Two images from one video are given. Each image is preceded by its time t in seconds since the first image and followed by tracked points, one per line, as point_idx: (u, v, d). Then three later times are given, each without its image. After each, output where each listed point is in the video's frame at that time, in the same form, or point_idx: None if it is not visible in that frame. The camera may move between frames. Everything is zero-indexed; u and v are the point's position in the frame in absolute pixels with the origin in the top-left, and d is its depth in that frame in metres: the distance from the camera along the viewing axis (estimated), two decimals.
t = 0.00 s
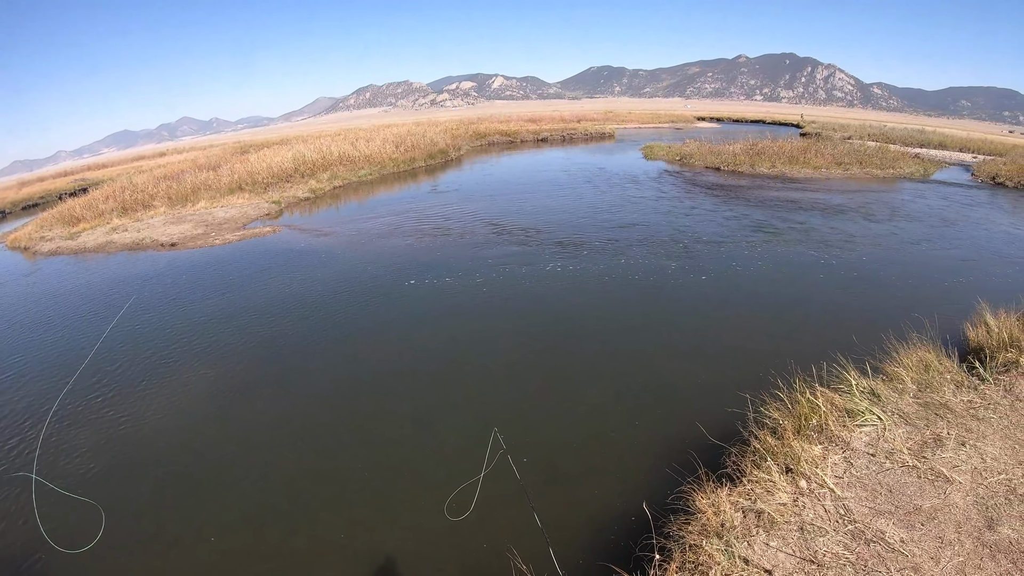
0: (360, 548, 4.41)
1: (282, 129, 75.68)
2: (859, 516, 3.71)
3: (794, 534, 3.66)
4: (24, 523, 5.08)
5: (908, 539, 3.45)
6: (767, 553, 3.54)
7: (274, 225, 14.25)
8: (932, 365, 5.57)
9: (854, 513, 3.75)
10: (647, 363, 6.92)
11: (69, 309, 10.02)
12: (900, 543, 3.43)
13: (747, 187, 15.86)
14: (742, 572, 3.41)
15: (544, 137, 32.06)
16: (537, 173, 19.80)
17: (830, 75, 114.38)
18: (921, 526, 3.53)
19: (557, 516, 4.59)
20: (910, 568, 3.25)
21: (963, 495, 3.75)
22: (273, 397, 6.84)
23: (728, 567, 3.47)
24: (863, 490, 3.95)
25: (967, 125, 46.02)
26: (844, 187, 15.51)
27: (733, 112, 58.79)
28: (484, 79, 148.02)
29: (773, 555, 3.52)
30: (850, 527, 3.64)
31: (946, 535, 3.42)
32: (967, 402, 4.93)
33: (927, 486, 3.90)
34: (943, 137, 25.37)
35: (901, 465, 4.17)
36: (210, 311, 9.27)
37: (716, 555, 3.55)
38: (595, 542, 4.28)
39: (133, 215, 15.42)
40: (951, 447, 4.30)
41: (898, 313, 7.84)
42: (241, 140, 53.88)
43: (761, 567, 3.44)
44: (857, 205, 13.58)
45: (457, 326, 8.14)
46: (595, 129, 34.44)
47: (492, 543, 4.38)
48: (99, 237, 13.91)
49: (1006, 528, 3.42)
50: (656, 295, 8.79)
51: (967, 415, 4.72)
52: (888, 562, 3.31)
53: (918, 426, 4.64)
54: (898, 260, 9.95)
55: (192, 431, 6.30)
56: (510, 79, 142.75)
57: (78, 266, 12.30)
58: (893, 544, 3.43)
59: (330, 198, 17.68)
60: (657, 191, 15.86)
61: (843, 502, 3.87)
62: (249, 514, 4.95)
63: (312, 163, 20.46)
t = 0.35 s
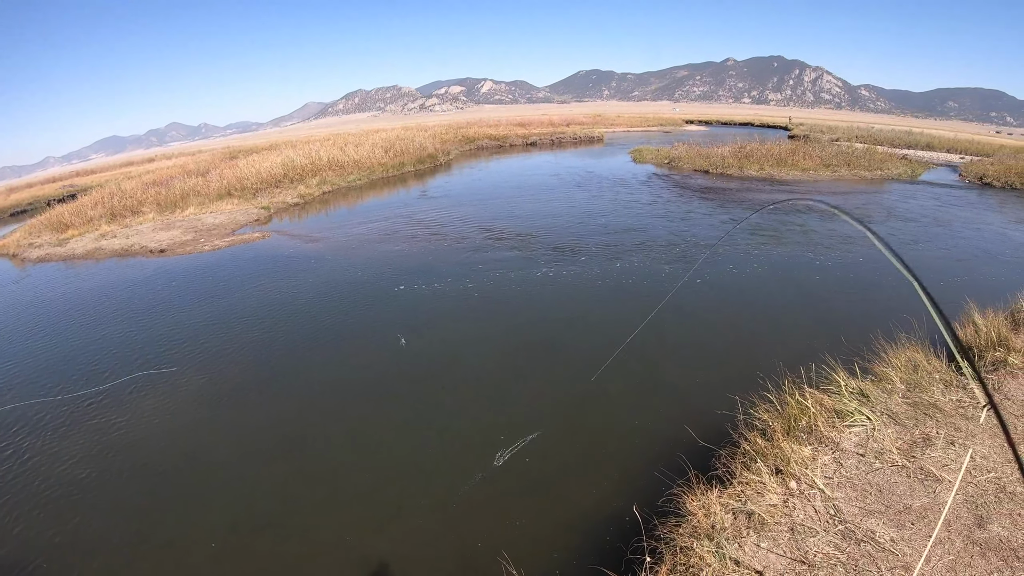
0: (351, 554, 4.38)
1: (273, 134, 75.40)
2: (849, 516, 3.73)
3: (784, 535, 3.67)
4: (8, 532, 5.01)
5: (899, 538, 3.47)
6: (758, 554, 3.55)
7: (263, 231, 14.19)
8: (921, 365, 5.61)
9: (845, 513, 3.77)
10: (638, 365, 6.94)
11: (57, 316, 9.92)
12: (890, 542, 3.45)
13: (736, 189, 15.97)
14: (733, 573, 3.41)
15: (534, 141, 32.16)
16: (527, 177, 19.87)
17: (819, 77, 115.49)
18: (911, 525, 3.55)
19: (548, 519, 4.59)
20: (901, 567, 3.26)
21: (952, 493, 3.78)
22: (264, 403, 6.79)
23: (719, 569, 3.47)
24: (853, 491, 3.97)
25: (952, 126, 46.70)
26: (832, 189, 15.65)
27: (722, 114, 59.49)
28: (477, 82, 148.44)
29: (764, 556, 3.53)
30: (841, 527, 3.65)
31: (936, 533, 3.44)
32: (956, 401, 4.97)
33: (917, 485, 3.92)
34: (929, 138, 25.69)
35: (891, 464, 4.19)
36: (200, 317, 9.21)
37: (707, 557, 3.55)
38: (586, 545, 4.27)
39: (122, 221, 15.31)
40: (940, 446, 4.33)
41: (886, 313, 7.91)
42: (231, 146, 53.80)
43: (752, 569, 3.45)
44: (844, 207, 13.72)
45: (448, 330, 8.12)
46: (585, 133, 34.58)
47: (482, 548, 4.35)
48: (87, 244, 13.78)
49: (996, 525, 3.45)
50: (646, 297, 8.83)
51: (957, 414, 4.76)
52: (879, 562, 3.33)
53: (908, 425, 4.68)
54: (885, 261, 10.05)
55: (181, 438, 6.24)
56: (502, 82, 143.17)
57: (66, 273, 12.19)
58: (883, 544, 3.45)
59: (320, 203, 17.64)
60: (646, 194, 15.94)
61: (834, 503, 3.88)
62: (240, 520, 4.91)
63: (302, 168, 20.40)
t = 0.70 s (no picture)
0: (350, 553, 4.37)
1: (272, 131, 75.22)
2: (848, 519, 3.73)
3: (782, 536, 3.68)
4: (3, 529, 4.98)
5: (897, 541, 3.47)
6: (756, 556, 3.55)
7: (262, 228, 14.18)
8: (920, 366, 5.61)
9: (843, 515, 3.77)
10: (636, 364, 6.94)
11: (54, 312, 9.90)
12: (889, 545, 3.46)
13: (736, 188, 15.96)
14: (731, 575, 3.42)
15: (534, 138, 32.15)
16: (527, 175, 19.87)
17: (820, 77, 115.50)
18: (910, 528, 3.56)
19: (546, 518, 4.59)
20: (899, 570, 3.27)
21: (951, 496, 3.78)
22: (263, 400, 6.77)
23: (718, 571, 3.46)
24: (852, 492, 3.97)
25: (952, 127, 46.77)
26: (831, 189, 15.66)
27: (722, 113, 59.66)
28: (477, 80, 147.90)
29: (762, 558, 3.53)
30: (840, 529, 3.65)
31: (936, 536, 3.44)
32: (955, 403, 4.98)
33: (916, 487, 3.92)
34: (929, 139, 25.72)
35: (890, 466, 4.20)
36: (198, 314, 9.18)
37: (706, 559, 3.55)
38: (584, 545, 4.28)
39: (121, 217, 15.28)
40: (939, 448, 4.34)
41: (886, 314, 7.91)
42: (230, 143, 53.81)
43: (750, 571, 3.45)
44: (844, 206, 13.71)
45: (447, 329, 8.10)
46: (585, 131, 34.55)
47: (479, 548, 4.34)
48: (85, 240, 13.75)
49: (996, 529, 3.45)
50: (645, 296, 8.83)
51: (956, 416, 4.77)
52: (877, 564, 3.33)
53: (907, 427, 4.68)
54: (884, 261, 10.05)
55: (180, 436, 6.22)
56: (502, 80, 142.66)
57: (64, 269, 12.17)
58: (882, 546, 3.46)
59: (319, 200, 17.62)
60: (646, 192, 15.93)
61: (833, 504, 3.89)
62: (238, 517, 4.89)
63: (301, 165, 20.38)
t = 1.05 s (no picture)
0: (359, 539, 4.42)
1: (280, 114, 74.87)
2: (859, 518, 3.73)
3: (792, 534, 3.68)
4: (17, 507, 5.07)
5: (908, 542, 3.47)
6: (765, 554, 3.57)
7: (273, 210, 14.21)
8: (933, 365, 5.57)
9: (854, 514, 3.77)
10: (646, 356, 6.94)
11: (65, 292, 9.99)
12: (900, 546, 3.46)
13: (748, 180, 15.82)
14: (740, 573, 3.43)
15: (546, 125, 31.91)
16: (538, 162, 19.74)
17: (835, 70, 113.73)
18: (921, 529, 3.56)
19: (554, 507, 4.63)
20: (909, 571, 3.27)
21: (963, 498, 3.77)
22: (273, 384, 6.81)
23: (727, 568, 3.48)
24: (863, 491, 3.97)
25: (967, 123, 46.16)
26: (845, 183, 15.49)
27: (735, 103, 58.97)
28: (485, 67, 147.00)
29: (772, 556, 3.54)
30: (850, 528, 3.66)
31: (947, 539, 3.44)
32: (968, 404, 4.95)
33: (928, 488, 3.91)
34: (945, 135, 25.34)
35: (902, 465, 4.19)
36: (208, 296, 9.21)
37: (714, 555, 3.57)
38: (592, 536, 4.31)
39: (132, 198, 15.33)
40: (951, 449, 4.32)
41: (898, 311, 7.85)
42: (239, 124, 53.69)
43: (759, 568, 3.46)
44: (858, 201, 13.56)
45: (458, 315, 8.10)
46: (597, 119, 34.23)
47: (487, 537, 4.37)
48: (96, 220, 13.82)
49: (1007, 533, 3.44)
50: (655, 287, 8.80)
51: (969, 416, 4.74)
52: (887, 565, 3.34)
53: (919, 426, 4.66)
54: (898, 257, 9.97)
55: (192, 417, 6.28)
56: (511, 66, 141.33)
57: (76, 249, 12.26)
58: (892, 547, 3.46)
59: (330, 183, 17.60)
60: (658, 182, 15.80)
61: (844, 503, 3.89)
62: (248, 500, 4.96)
63: (312, 148, 20.33)
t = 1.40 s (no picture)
0: (368, 523, 4.43)
1: (292, 96, 74.48)
2: (875, 513, 3.69)
3: (808, 528, 3.65)
4: (33, 485, 5.15)
5: (924, 540, 3.42)
6: (780, 547, 3.54)
7: (287, 191, 14.22)
8: (951, 361, 5.48)
9: (871, 509, 3.72)
10: (660, 343, 6.89)
11: (81, 271, 10.08)
12: (916, 543, 3.41)
13: (765, 169, 15.60)
14: (756, 566, 3.41)
15: (561, 110, 31.60)
16: (552, 147, 19.55)
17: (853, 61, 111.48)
18: (937, 526, 3.50)
19: (566, 494, 4.63)
20: (925, 569, 3.23)
21: (980, 496, 3.71)
22: (286, 366, 6.83)
23: (742, 561, 3.46)
24: (880, 486, 3.92)
25: (987, 118, 45.23)
26: (864, 174, 15.24)
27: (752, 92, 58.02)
28: (497, 53, 144.95)
29: (787, 550, 3.51)
30: (866, 524, 3.61)
31: (963, 537, 3.39)
32: (986, 401, 4.87)
33: (944, 485, 3.85)
34: (966, 129, 24.86)
35: (919, 461, 4.13)
36: (220, 277, 9.24)
37: (730, 547, 3.55)
38: (603, 523, 4.31)
39: (145, 178, 15.38)
40: (969, 447, 4.25)
41: (916, 305, 7.74)
42: (252, 104, 53.58)
43: (774, 561, 3.44)
44: (876, 193, 13.34)
45: (470, 299, 8.07)
46: (611, 104, 33.82)
47: (498, 522, 4.38)
48: (111, 200, 13.88)
49: None
50: (669, 275, 8.71)
51: (986, 414, 4.66)
52: (903, 562, 3.29)
53: (936, 422, 4.59)
54: (916, 250, 9.82)
55: (204, 398, 6.31)
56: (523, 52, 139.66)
57: (91, 228, 12.33)
58: (908, 544, 3.41)
59: (343, 165, 17.55)
60: (673, 169, 15.62)
61: (860, 498, 3.85)
62: (258, 483, 4.98)
63: (325, 129, 20.26)
